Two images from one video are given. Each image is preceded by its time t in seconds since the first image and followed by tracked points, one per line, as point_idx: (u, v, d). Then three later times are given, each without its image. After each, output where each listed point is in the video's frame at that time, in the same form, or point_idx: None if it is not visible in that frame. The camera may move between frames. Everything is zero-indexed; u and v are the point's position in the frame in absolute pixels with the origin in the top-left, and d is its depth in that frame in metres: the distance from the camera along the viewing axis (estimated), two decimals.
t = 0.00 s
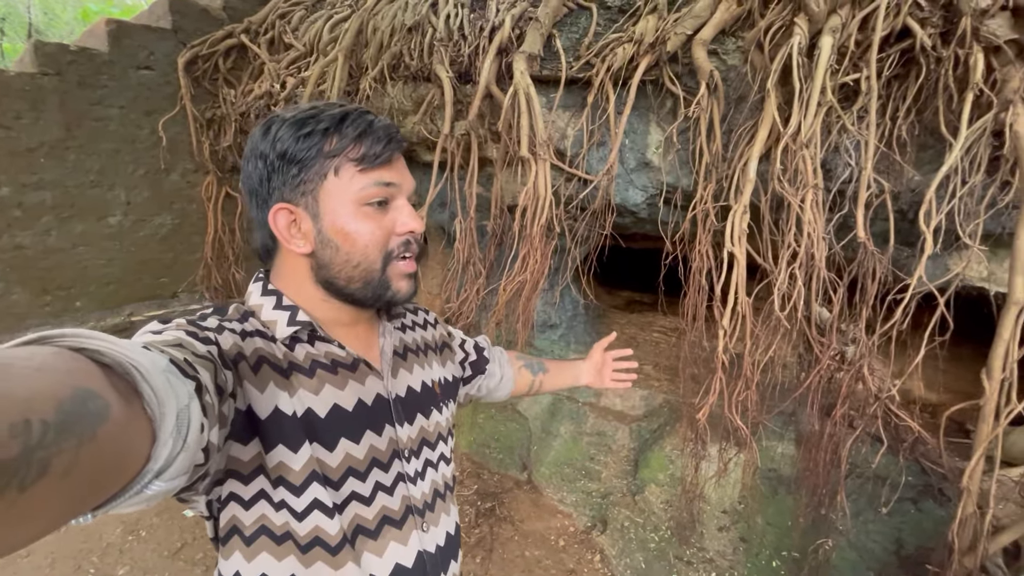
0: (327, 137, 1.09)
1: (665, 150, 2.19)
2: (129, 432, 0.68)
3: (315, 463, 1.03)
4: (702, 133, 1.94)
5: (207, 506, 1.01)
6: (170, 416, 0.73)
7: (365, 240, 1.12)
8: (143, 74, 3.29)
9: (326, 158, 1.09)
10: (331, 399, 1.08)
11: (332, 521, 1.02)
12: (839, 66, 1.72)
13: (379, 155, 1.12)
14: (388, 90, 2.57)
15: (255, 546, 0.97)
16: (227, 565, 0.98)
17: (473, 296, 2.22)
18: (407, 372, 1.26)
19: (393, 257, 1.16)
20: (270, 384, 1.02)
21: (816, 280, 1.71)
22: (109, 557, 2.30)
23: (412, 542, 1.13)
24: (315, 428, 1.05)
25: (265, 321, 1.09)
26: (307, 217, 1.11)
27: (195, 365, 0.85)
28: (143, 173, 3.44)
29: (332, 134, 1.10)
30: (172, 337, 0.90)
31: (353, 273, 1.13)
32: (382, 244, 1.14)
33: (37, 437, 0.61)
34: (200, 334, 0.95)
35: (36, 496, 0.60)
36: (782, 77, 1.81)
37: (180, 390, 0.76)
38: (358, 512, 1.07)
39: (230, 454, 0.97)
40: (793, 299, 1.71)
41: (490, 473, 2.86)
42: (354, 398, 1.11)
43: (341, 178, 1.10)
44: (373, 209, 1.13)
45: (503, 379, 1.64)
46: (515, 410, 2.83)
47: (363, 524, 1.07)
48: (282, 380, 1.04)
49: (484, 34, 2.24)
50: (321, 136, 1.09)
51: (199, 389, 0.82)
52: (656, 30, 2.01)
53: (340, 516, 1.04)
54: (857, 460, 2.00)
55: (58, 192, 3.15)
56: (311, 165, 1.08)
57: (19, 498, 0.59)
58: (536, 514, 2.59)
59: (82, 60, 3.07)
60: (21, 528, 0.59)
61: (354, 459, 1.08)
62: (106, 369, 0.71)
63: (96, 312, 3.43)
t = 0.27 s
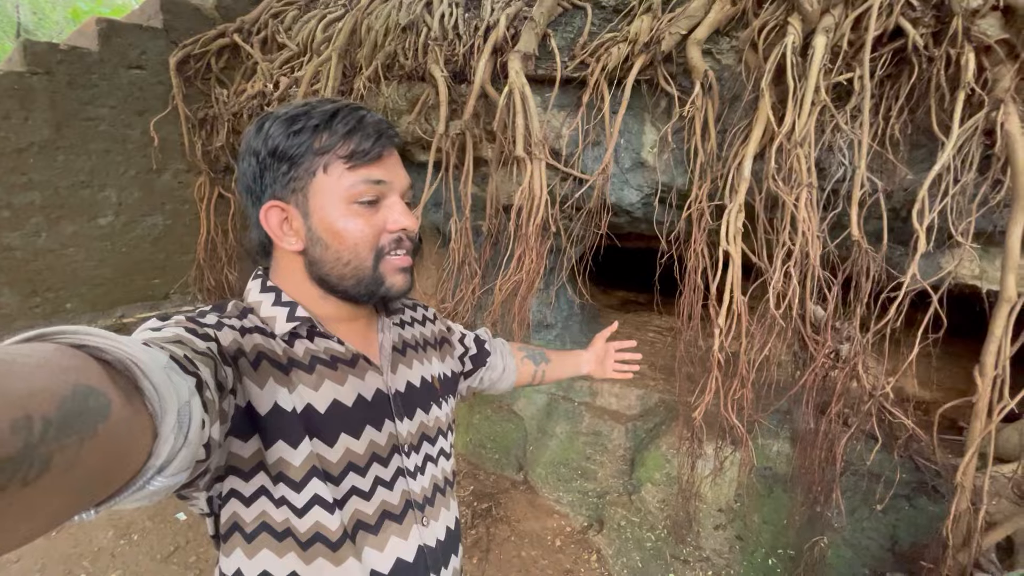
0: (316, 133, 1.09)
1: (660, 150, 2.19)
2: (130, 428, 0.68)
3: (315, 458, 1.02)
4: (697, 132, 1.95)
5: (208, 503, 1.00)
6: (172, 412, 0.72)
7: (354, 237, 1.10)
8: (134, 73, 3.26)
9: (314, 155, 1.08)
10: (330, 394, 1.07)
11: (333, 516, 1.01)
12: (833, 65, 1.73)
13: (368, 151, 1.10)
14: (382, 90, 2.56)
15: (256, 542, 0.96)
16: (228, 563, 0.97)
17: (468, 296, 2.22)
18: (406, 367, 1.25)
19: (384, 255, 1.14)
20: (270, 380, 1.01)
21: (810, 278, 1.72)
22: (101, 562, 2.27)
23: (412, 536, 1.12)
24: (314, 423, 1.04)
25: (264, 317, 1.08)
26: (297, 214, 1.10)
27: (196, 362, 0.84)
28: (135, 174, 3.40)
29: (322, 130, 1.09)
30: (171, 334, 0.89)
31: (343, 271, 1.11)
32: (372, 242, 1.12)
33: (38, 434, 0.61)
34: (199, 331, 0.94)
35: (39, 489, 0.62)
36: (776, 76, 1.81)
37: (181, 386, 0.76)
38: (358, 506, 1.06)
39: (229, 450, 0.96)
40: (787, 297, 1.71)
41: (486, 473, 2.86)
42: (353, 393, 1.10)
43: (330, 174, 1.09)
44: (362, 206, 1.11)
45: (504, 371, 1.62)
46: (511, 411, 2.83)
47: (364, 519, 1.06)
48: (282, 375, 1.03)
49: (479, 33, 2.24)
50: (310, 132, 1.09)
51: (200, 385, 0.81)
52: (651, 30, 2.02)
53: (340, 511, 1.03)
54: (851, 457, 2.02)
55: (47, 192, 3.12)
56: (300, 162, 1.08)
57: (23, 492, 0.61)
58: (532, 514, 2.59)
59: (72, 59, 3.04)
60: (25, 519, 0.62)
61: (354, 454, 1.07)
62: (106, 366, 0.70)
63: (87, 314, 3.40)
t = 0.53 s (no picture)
0: (292, 130, 1.10)
1: (655, 148, 2.19)
2: (135, 425, 0.69)
3: (317, 456, 1.02)
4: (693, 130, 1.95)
5: (211, 499, 1.01)
6: (177, 409, 0.73)
7: (326, 234, 1.09)
8: (123, 71, 3.21)
9: (290, 151, 1.09)
10: (333, 392, 1.06)
11: (332, 515, 1.00)
12: (827, 63, 1.73)
13: (340, 146, 1.09)
14: (376, 88, 2.54)
15: (257, 540, 0.96)
16: (229, 560, 0.97)
17: (464, 295, 2.20)
18: (411, 368, 1.24)
19: (359, 252, 1.12)
20: (272, 377, 1.01)
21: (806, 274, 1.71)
22: (92, 567, 2.24)
23: (412, 538, 1.11)
24: (316, 421, 1.03)
25: (269, 313, 1.09)
26: (277, 211, 1.13)
27: (200, 359, 0.85)
28: (123, 174, 3.34)
29: (298, 126, 1.09)
30: (176, 330, 0.88)
31: (318, 268, 1.11)
32: (345, 239, 1.10)
33: (43, 430, 0.61)
34: (205, 327, 0.94)
35: (45, 487, 0.62)
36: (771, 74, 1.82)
37: (186, 383, 0.77)
38: (358, 506, 1.05)
39: (233, 446, 0.96)
40: (783, 295, 1.71)
41: (483, 473, 2.85)
42: (356, 391, 1.09)
43: (303, 172, 1.09)
44: (334, 203, 1.10)
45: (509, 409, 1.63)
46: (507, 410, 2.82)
47: (364, 519, 1.05)
48: (285, 373, 1.03)
49: (474, 31, 2.23)
50: (287, 129, 1.10)
51: (204, 381, 0.82)
52: (647, 28, 2.03)
53: (340, 510, 1.02)
54: (847, 454, 2.03)
55: (32, 192, 3.08)
56: (277, 160, 1.10)
57: (29, 489, 0.60)
58: (529, 513, 2.59)
59: (58, 57, 3.01)
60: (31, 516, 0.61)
61: (355, 452, 1.06)
62: (112, 362, 0.71)
63: (75, 316, 3.35)
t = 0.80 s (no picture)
0: (307, 127, 1.12)
1: (653, 145, 2.19)
2: (159, 411, 0.69)
3: (336, 450, 1.02)
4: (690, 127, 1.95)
5: (230, 489, 1.01)
6: (200, 398, 0.73)
7: (334, 227, 1.10)
8: (112, 69, 3.16)
9: (305, 147, 1.12)
10: (352, 387, 1.06)
11: (350, 510, 1.00)
12: (824, 60, 1.74)
13: (349, 141, 1.10)
14: (371, 86, 2.51)
15: (276, 531, 0.97)
16: (248, 549, 0.98)
17: (463, 293, 2.20)
18: (430, 370, 1.23)
19: (365, 246, 1.11)
20: (294, 370, 1.02)
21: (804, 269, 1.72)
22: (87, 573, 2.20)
23: (430, 535, 1.09)
24: (335, 416, 1.04)
25: (293, 307, 1.10)
26: (294, 207, 1.16)
27: (225, 349, 0.86)
28: (113, 173, 3.29)
29: (313, 124, 1.12)
30: (203, 321, 0.90)
31: (327, 262, 1.11)
32: (352, 232, 1.10)
33: (71, 415, 0.60)
34: (230, 319, 0.96)
35: (70, 471, 0.61)
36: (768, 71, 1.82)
37: (209, 372, 0.77)
38: (376, 502, 1.04)
39: (253, 436, 0.98)
40: (782, 289, 1.72)
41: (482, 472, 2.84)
42: (374, 388, 1.09)
43: (316, 167, 1.11)
44: (342, 196, 1.11)
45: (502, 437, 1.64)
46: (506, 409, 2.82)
47: (381, 515, 1.04)
48: (305, 367, 1.03)
49: (470, 28, 2.21)
50: (304, 127, 1.13)
51: (227, 372, 0.83)
52: (643, 26, 2.04)
53: (358, 505, 1.02)
54: (845, 448, 2.05)
55: (21, 193, 3.02)
56: (294, 156, 1.13)
57: (56, 472, 0.59)
58: (529, 511, 2.58)
59: (46, 54, 2.95)
60: (54, 500, 0.60)
61: (372, 448, 1.06)
62: (139, 350, 0.71)
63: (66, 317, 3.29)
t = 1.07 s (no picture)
0: (325, 128, 1.15)
1: (652, 143, 2.19)
2: (174, 403, 0.69)
3: (343, 447, 1.03)
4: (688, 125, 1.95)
5: (238, 482, 1.03)
6: (214, 391, 0.73)
7: (341, 226, 1.11)
8: (107, 70, 3.14)
9: (323, 148, 1.15)
10: (360, 385, 1.06)
11: (354, 507, 1.01)
12: (823, 58, 1.74)
13: (361, 141, 1.12)
14: (369, 85, 2.49)
15: (280, 526, 0.97)
16: (253, 543, 0.98)
17: (463, 293, 2.20)
18: (439, 370, 1.23)
19: (371, 246, 1.11)
20: (304, 367, 1.02)
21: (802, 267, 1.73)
22: None
23: (432, 537, 1.09)
24: (343, 414, 1.03)
25: (305, 304, 1.11)
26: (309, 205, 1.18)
27: (239, 345, 0.86)
28: (109, 175, 3.27)
29: (331, 125, 1.15)
30: (219, 316, 0.90)
31: (333, 260, 1.12)
32: (358, 232, 1.11)
33: (90, 403, 0.60)
34: (245, 315, 0.96)
35: (87, 458, 0.61)
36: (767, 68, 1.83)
37: (224, 366, 0.77)
38: (380, 501, 1.05)
39: (263, 431, 0.98)
40: (782, 285, 1.72)
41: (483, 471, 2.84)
42: (382, 387, 1.08)
43: (329, 166, 1.13)
44: (351, 196, 1.12)
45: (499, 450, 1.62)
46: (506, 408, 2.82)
47: (384, 514, 1.05)
48: (316, 363, 1.03)
49: (468, 27, 2.21)
50: (323, 128, 1.16)
51: (241, 366, 0.82)
52: (642, 23, 2.03)
53: (360, 503, 1.03)
54: (845, 444, 2.06)
55: (18, 195, 2.99)
56: (312, 156, 1.16)
57: (74, 459, 0.59)
58: (531, 509, 2.59)
59: (40, 55, 2.91)
60: (71, 487, 0.60)
61: (378, 447, 1.06)
62: (157, 341, 0.72)
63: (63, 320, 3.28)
